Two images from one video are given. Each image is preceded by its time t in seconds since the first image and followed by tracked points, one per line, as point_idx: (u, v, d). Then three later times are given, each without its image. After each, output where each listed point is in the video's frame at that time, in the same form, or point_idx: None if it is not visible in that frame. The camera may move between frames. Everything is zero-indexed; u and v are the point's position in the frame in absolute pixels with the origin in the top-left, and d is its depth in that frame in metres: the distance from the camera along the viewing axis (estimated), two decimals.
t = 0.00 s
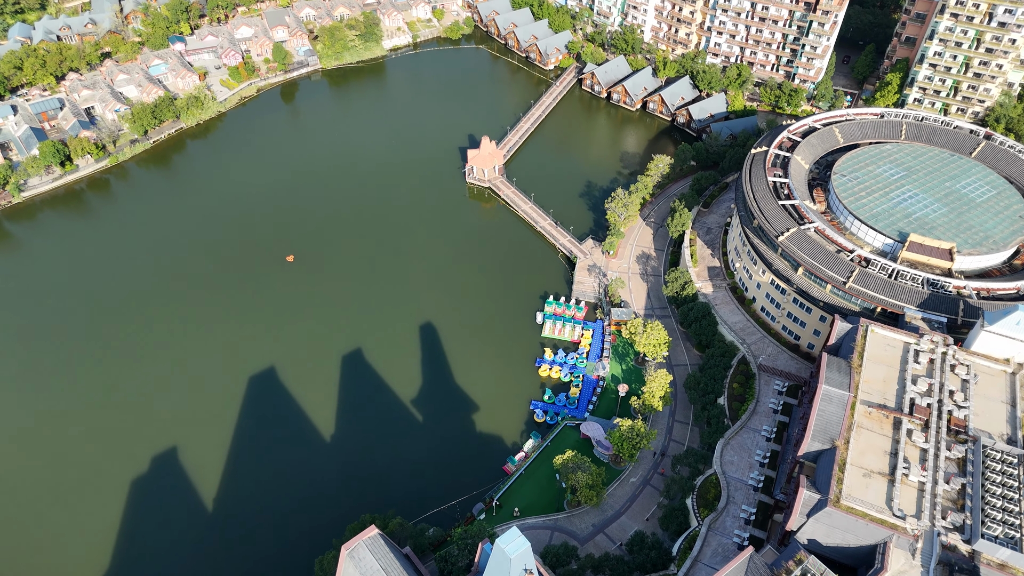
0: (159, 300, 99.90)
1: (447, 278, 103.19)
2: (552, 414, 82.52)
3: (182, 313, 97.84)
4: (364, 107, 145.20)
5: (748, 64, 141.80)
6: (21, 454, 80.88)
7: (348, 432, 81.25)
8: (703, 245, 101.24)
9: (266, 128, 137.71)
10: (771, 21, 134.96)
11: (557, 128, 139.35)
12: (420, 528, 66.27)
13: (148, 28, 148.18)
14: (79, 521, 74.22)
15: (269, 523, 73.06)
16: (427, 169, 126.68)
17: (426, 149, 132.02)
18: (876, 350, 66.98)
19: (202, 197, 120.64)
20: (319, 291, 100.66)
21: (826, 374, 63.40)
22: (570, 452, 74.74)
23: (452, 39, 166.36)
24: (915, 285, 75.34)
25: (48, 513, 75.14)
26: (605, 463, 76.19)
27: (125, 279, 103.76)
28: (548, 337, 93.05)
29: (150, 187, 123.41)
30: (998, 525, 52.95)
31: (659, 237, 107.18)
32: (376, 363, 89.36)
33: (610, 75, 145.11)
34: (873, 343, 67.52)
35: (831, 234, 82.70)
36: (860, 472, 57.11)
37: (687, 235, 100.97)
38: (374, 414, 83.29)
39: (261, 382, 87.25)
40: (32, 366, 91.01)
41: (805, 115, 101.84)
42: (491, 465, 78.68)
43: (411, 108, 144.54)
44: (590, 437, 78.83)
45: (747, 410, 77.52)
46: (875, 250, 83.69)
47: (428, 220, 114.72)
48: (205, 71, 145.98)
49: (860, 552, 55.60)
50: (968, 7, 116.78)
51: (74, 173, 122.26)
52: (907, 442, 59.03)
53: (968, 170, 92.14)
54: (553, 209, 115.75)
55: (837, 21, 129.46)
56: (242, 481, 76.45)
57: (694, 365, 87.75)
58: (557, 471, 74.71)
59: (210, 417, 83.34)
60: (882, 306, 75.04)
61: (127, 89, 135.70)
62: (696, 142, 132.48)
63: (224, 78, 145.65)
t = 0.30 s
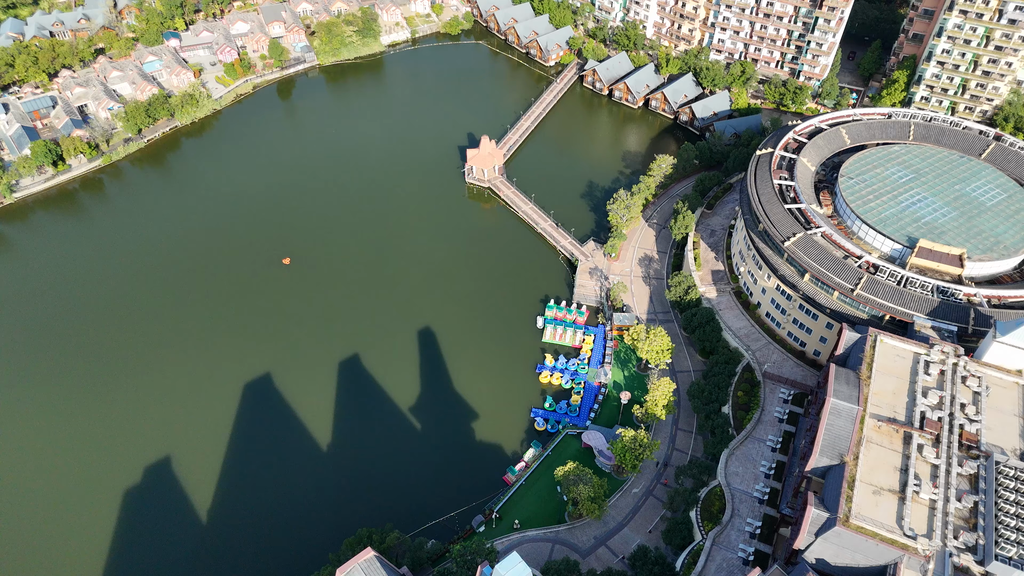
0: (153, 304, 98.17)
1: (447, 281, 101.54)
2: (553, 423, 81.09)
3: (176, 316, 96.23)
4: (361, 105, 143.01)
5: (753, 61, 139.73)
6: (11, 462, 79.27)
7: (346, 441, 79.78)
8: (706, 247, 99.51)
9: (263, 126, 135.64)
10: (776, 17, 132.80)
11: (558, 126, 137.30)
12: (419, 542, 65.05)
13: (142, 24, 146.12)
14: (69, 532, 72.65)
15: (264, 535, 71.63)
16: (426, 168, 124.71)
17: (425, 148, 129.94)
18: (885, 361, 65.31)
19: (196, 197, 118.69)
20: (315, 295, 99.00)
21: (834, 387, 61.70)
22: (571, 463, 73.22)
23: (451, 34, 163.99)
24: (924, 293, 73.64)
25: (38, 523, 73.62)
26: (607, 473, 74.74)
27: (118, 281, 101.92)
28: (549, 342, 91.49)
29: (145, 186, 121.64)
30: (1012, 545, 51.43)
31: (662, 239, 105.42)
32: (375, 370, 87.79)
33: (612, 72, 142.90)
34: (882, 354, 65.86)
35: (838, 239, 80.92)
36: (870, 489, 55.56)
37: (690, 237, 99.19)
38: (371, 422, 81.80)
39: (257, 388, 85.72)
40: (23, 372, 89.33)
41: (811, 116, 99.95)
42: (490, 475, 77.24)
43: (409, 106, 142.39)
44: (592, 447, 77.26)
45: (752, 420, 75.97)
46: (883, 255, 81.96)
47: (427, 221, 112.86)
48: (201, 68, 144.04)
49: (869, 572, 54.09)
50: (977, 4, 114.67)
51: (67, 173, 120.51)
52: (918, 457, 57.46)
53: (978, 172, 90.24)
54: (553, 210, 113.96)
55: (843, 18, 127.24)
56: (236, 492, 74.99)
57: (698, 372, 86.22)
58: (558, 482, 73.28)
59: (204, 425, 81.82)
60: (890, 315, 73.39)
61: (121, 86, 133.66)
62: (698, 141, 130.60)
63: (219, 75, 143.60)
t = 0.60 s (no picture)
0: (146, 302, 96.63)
1: (445, 279, 99.86)
2: (553, 426, 79.84)
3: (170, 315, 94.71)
4: (359, 96, 140.39)
5: (757, 51, 137.15)
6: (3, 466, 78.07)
7: (343, 444, 78.55)
8: (710, 245, 97.75)
9: (258, 118, 133.21)
10: (781, 7, 130.10)
11: (559, 117, 134.86)
12: (418, 550, 64.31)
13: (135, 13, 143.44)
14: (61, 537, 71.56)
15: (260, 541, 70.65)
16: (424, 162, 122.46)
17: (423, 141, 127.62)
18: (894, 367, 63.79)
19: (190, 191, 116.65)
20: (311, 293, 97.33)
21: (843, 395, 60.37)
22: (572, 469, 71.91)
23: (450, 23, 160.86)
24: (934, 295, 72.05)
25: (30, 527, 72.61)
26: (609, 478, 73.52)
27: (111, 279, 100.28)
28: (549, 342, 90.02)
29: (138, 180, 119.66)
30: None
31: (664, 235, 103.59)
32: (372, 371, 86.40)
33: (614, 63, 140.19)
34: (891, 359, 64.34)
35: (845, 239, 79.17)
36: (879, 501, 54.27)
37: (694, 234, 97.35)
38: (369, 425, 80.51)
39: (252, 390, 84.40)
40: (14, 372, 87.95)
41: (817, 110, 97.74)
42: (490, 479, 76.07)
43: (407, 97, 139.78)
44: (593, 451, 75.98)
45: (757, 424, 74.56)
46: (891, 255, 80.18)
47: (425, 216, 110.96)
48: (195, 58, 141.52)
49: None
50: None
51: (59, 168, 118.57)
52: (928, 468, 56.12)
53: (988, 169, 88.23)
54: (554, 205, 112.02)
55: (850, 7, 124.52)
56: (231, 497, 73.86)
57: (701, 373, 84.83)
58: (558, 487, 72.05)
59: (199, 428, 80.59)
60: (899, 318, 71.83)
61: (113, 78, 131.00)
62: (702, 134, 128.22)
63: (214, 66, 141.04)
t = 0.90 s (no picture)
0: (140, 300, 95.01)
1: (444, 276, 98.17)
2: (554, 428, 78.59)
3: (164, 313, 93.15)
4: (356, 86, 137.67)
5: (763, 41, 134.44)
6: None
7: (340, 447, 77.33)
8: (714, 242, 95.94)
9: (253, 109, 130.66)
10: None
11: (560, 109, 132.35)
12: (417, 557, 62.91)
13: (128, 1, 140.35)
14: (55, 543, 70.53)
15: (256, 547, 69.61)
16: (422, 155, 120.21)
17: (422, 133, 125.17)
18: (903, 373, 62.30)
19: (185, 185, 114.50)
20: (308, 291, 95.72)
21: (851, 403, 58.79)
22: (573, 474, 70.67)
23: (449, 11, 157.73)
24: (944, 298, 70.43)
25: (23, 532, 71.52)
26: (611, 482, 72.34)
27: (104, 276, 98.57)
28: (550, 341, 88.60)
29: (132, 173, 117.54)
30: None
31: (667, 231, 101.73)
32: (370, 372, 84.97)
33: (616, 53, 137.35)
34: (900, 365, 62.84)
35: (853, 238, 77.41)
36: (887, 514, 53.02)
37: (697, 231, 95.50)
38: (366, 427, 79.23)
39: (248, 391, 83.03)
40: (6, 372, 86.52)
41: (824, 104, 95.54)
42: (489, 483, 74.92)
43: (405, 87, 137.06)
44: (595, 454, 74.74)
45: (761, 428, 73.23)
46: (899, 255, 78.43)
47: (424, 211, 108.99)
48: (189, 48, 138.71)
49: None
50: None
51: (51, 161, 116.51)
52: (938, 479, 54.79)
53: (999, 165, 86.20)
54: (555, 200, 110.05)
55: None
56: (228, 502, 72.81)
57: (704, 374, 83.47)
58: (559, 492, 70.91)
59: (194, 430, 79.32)
60: (907, 321, 70.29)
61: (105, 68, 127.93)
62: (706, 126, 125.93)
63: (208, 55, 138.27)
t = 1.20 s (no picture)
0: (135, 298, 93.47)
1: (444, 275, 96.52)
2: (555, 432, 77.34)
3: (158, 312, 91.68)
4: (353, 77, 135.06)
5: (768, 31, 132.23)
6: None
7: (338, 452, 76.11)
8: (718, 239, 94.18)
9: (249, 101, 128.34)
10: None
11: (561, 100, 129.90)
12: (415, 568, 61.97)
13: None
14: (48, 550, 69.50)
15: (253, 554, 68.57)
16: (421, 148, 118.01)
17: (421, 126, 122.78)
18: (913, 380, 60.87)
19: (179, 179, 112.41)
20: (306, 290, 94.13)
21: (859, 412, 57.35)
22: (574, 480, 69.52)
23: (448, 0, 154.86)
24: (954, 301, 68.86)
25: (17, 538, 70.51)
26: (612, 488, 71.19)
27: (98, 274, 96.96)
28: (551, 342, 87.19)
29: (125, 167, 115.56)
30: None
31: (670, 228, 99.93)
32: (368, 374, 83.56)
33: (618, 43, 134.65)
34: (909, 373, 61.40)
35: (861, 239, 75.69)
36: (897, 529, 51.80)
37: (701, 228, 93.86)
38: (364, 431, 78.01)
39: (244, 394, 81.78)
40: None
41: (832, 98, 93.45)
42: (489, 488, 73.80)
43: (403, 78, 134.46)
44: (596, 459, 73.52)
45: (766, 432, 71.90)
46: (908, 256, 76.71)
47: (423, 207, 107.06)
48: (183, 38, 136.50)
49: None
50: None
51: (43, 155, 114.59)
52: (948, 492, 53.51)
53: (1011, 162, 84.20)
54: (555, 195, 108.16)
55: None
56: (223, 508, 71.76)
57: (707, 376, 82.13)
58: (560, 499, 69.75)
59: (190, 433, 78.15)
60: (916, 325, 68.79)
61: (98, 60, 124.77)
62: (709, 119, 123.71)
63: (203, 45, 136.16)
